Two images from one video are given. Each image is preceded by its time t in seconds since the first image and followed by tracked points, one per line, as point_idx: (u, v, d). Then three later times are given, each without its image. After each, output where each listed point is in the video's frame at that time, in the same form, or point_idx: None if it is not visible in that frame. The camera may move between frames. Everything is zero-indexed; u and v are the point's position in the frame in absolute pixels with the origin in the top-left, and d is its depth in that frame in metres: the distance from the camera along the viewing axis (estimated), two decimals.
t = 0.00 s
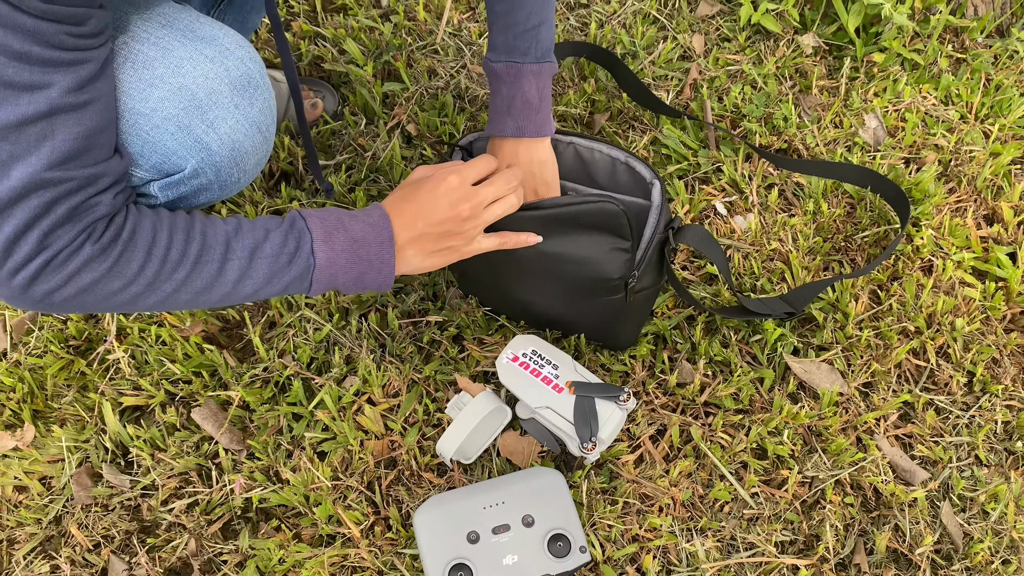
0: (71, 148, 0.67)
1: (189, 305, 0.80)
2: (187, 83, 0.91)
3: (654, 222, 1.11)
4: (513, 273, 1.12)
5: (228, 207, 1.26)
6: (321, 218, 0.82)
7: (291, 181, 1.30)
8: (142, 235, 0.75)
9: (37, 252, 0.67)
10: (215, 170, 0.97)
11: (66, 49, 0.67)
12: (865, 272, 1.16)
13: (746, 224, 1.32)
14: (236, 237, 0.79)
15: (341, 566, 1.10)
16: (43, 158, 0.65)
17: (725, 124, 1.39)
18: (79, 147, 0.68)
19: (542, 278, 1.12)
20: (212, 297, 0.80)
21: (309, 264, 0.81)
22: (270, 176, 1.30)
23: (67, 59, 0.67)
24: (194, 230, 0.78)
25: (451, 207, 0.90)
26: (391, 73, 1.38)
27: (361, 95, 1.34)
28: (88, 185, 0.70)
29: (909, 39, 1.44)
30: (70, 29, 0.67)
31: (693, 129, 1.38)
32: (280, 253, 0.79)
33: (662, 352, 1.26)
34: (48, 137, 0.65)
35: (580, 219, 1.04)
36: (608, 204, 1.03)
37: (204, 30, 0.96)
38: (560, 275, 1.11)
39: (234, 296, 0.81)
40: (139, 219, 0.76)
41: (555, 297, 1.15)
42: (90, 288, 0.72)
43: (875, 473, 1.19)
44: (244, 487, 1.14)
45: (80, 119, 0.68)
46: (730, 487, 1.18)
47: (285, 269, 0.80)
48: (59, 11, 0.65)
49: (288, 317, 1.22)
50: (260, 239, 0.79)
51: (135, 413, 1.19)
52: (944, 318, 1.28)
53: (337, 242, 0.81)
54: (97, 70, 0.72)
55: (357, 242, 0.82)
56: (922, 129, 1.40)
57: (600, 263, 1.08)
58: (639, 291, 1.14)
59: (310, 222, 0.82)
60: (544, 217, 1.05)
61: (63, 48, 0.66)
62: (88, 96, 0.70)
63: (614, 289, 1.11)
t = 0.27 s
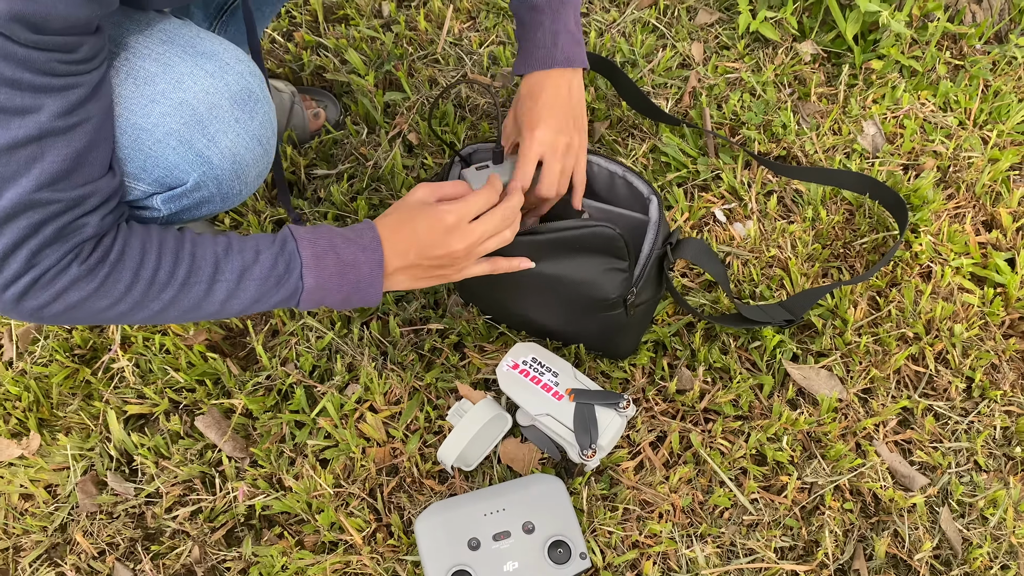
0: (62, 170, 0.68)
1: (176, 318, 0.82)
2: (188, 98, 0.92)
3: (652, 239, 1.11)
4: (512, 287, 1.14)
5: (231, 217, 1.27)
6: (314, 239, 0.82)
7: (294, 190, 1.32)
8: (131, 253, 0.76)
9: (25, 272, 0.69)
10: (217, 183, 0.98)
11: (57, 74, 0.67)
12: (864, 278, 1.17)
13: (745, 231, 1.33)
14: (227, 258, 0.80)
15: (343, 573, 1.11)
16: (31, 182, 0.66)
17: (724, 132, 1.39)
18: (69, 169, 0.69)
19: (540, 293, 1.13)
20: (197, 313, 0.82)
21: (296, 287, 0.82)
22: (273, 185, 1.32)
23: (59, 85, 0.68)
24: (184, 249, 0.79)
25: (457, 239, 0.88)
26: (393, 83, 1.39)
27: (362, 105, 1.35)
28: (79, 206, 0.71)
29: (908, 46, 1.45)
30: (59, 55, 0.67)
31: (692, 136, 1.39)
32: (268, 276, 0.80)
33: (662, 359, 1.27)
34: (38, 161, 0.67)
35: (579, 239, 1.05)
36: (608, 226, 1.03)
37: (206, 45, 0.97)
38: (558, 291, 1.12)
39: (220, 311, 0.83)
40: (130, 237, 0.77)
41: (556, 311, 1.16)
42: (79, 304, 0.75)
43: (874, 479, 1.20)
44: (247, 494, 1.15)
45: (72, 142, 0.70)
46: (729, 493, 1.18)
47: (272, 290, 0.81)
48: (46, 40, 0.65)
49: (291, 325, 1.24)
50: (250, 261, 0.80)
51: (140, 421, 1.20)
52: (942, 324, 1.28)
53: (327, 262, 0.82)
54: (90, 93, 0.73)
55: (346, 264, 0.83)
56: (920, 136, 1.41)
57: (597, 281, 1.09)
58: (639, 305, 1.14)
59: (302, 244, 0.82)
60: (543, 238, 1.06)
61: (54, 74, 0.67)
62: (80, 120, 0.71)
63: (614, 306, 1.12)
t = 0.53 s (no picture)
0: (79, 189, 0.70)
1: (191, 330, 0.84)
2: (203, 118, 0.94)
3: (655, 252, 1.13)
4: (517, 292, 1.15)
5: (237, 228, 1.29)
6: (323, 242, 0.83)
7: (299, 201, 1.34)
8: (146, 266, 0.78)
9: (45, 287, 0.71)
10: (231, 201, 1.00)
11: (75, 96, 0.69)
12: (862, 288, 1.18)
13: (745, 241, 1.34)
14: (238, 267, 0.81)
15: None
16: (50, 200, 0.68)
17: (723, 142, 1.41)
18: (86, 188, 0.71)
19: (546, 300, 1.15)
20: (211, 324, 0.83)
21: (309, 291, 0.83)
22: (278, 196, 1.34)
23: (75, 107, 0.69)
24: (196, 260, 0.81)
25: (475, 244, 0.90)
26: (396, 95, 1.41)
27: (366, 116, 1.37)
28: (95, 223, 0.73)
29: (906, 57, 1.46)
30: (76, 78, 0.68)
31: (692, 147, 1.41)
32: (280, 283, 0.82)
33: (662, 368, 1.29)
34: (57, 181, 0.68)
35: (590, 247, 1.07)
36: (620, 236, 1.06)
37: (219, 66, 0.99)
38: (564, 299, 1.14)
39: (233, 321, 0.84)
40: (144, 250, 0.79)
41: (560, 319, 1.17)
42: (96, 319, 0.76)
43: (873, 487, 1.21)
44: (253, 502, 1.16)
45: (88, 162, 0.71)
46: (729, 501, 1.20)
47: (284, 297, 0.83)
48: (65, 65, 0.66)
49: (296, 335, 1.25)
50: (261, 268, 0.81)
51: (147, 430, 1.22)
52: (940, 332, 1.29)
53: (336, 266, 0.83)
54: (106, 113, 0.74)
55: (356, 265, 0.84)
56: (919, 146, 1.42)
57: (604, 291, 1.11)
58: (642, 318, 1.16)
59: (313, 250, 0.83)
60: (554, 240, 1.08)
61: (72, 96, 0.69)
62: (96, 140, 0.72)
63: (618, 318, 1.13)
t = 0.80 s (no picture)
0: (104, 202, 0.73)
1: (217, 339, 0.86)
2: (222, 130, 0.96)
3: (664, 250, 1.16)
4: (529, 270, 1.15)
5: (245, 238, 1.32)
6: (340, 252, 0.85)
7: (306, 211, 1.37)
8: (168, 277, 0.80)
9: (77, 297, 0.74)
10: (248, 210, 1.02)
11: (100, 113, 0.72)
12: (859, 296, 1.20)
13: (743, 250, 1.37)
14: (258, 274, 0.83)
15: None
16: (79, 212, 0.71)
17: (723, 153, 1.43)
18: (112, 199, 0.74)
19: (558, 287, 1.16)
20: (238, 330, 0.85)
21: (327, 301, 0.86)
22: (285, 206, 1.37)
23: (100, 122, 0.72)
24: (217, 268, 0.83)
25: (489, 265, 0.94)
26: (401, 106, 1.44)
27: (372, 127, 1.40)
28: (120, 235, 0.76)
29: (903, 68, 1.48)
30: (102, 95, 0.71)
31: (692, 157, 1.43)
32: (298, 289, 0.84)
33: (663, 376, 1.31)
34: (83, 194, 0.71)
35: (616, 221, 1.12)
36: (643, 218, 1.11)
37: (237, 79, 1.01)
38: (577, 287, 1.15)
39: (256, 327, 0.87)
40: (165, 261, 0.81)
41: (570, 304, 1.17)
42: (120, 329, 0.78)
43: (870, 493, 1.23)
44: (260, 507, 1.18)
45: (113, 175, 0.74)
46: (728, 506, 1.21)
47: (302, 302, 0.84)
48: (89, 83, 0.69)
49: (302, 342, 1.28)
50: (279, 276, 0.83)
51: (156, 436, 1.24)
52: (937, 340, 1.31)
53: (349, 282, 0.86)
54: (128, 129, 0.77)
55: (373, 276, 0.86)
56: (916, 156, 1.44)
57: (618, 279, 1.12)
58: (648, 320, 1.18)
59: (329, 259, 0.85)
60: (583, 212, 1.13)
61: (96, 112, 0.72)
62: (120, 155, 0.76)
63: (628, 312, 1.14)
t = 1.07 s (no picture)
0: (127, 220, 0.76)
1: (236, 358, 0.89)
2: (233, 152, 0.98)
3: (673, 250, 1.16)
4: (552, 235, 1.11)
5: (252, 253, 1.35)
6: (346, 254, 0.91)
7: (312, 226, 1.40)
8: (190, 288, 0.84)
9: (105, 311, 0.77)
10: (258, 229, 1.05)
11: (116, 134, 0.74)
12: (855, 311, 1.22)
13: (741, 265, 1.39)
14: (275, 278, 0.87)
15: None
16: (104, 230, 0.74)
17: (721, 169, 1.46)
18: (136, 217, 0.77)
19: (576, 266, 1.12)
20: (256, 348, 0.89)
21: (340, 295, 0.88)
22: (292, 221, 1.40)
23: (118, 143, 0.74)
24: (236, 275, 0.87)
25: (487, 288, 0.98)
26: (405, 122, 1.48)
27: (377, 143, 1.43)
28: (143, 249, 0.79)
29: (898, 86, 1.51)
30: (116, 118, 0.73)
31: (691, 173, 1.45)
32: (314, 289, 0.87)
33: (662, 389, 1.33)
34: (107, 213, 0.74)
35: (650, 202, 1.11)
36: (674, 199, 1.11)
37: (247, 102, 1.04)
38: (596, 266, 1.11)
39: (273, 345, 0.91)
40: (187, 273, 0.85)
41: (589, 280, 1.12)
42: (148, 339, 0.81)
43: (865, 505, 1.25)
44: (266, 518, 1.21)
45: (134, 194, 0.77)
46: (726, 517, 1.24)
47: (319, 302, 0.88)
48: (105, 106, 0.71)
49: (308, 355, 1.30)
50: (294, 277, 0.87)
51: (165, 447, 1.27)
52: (931, 354, 1.34)
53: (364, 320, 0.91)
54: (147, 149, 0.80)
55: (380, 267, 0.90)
56: (911, 172, 1.47)
57: (639, 259, 1.09)
58: (660, 313, 1.16)
59: (339, 259, 0.89)
60: (615, 185, 1.11)
61: (114, 134, 0.74)
62: (139, 174, 0.78)
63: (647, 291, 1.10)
